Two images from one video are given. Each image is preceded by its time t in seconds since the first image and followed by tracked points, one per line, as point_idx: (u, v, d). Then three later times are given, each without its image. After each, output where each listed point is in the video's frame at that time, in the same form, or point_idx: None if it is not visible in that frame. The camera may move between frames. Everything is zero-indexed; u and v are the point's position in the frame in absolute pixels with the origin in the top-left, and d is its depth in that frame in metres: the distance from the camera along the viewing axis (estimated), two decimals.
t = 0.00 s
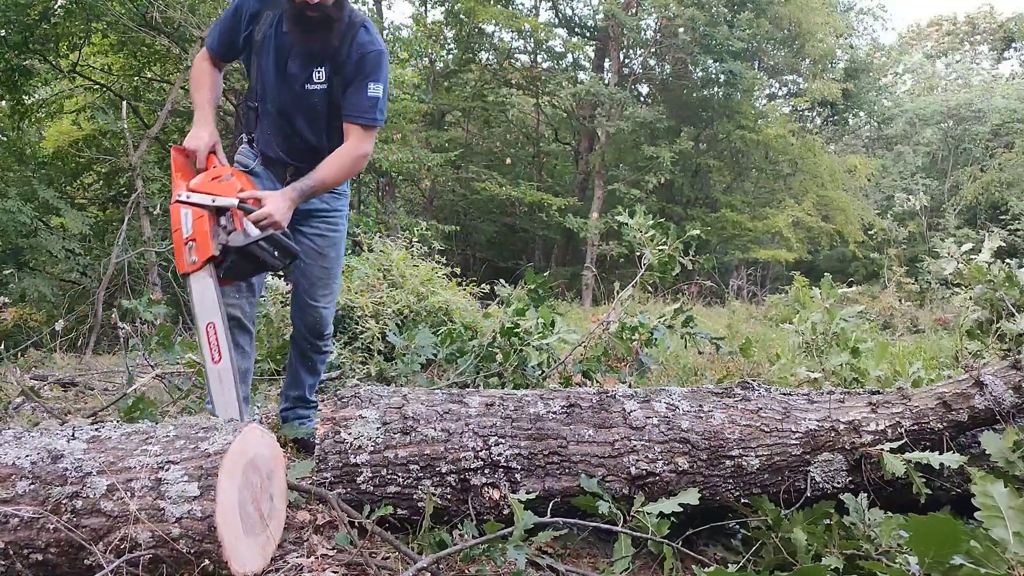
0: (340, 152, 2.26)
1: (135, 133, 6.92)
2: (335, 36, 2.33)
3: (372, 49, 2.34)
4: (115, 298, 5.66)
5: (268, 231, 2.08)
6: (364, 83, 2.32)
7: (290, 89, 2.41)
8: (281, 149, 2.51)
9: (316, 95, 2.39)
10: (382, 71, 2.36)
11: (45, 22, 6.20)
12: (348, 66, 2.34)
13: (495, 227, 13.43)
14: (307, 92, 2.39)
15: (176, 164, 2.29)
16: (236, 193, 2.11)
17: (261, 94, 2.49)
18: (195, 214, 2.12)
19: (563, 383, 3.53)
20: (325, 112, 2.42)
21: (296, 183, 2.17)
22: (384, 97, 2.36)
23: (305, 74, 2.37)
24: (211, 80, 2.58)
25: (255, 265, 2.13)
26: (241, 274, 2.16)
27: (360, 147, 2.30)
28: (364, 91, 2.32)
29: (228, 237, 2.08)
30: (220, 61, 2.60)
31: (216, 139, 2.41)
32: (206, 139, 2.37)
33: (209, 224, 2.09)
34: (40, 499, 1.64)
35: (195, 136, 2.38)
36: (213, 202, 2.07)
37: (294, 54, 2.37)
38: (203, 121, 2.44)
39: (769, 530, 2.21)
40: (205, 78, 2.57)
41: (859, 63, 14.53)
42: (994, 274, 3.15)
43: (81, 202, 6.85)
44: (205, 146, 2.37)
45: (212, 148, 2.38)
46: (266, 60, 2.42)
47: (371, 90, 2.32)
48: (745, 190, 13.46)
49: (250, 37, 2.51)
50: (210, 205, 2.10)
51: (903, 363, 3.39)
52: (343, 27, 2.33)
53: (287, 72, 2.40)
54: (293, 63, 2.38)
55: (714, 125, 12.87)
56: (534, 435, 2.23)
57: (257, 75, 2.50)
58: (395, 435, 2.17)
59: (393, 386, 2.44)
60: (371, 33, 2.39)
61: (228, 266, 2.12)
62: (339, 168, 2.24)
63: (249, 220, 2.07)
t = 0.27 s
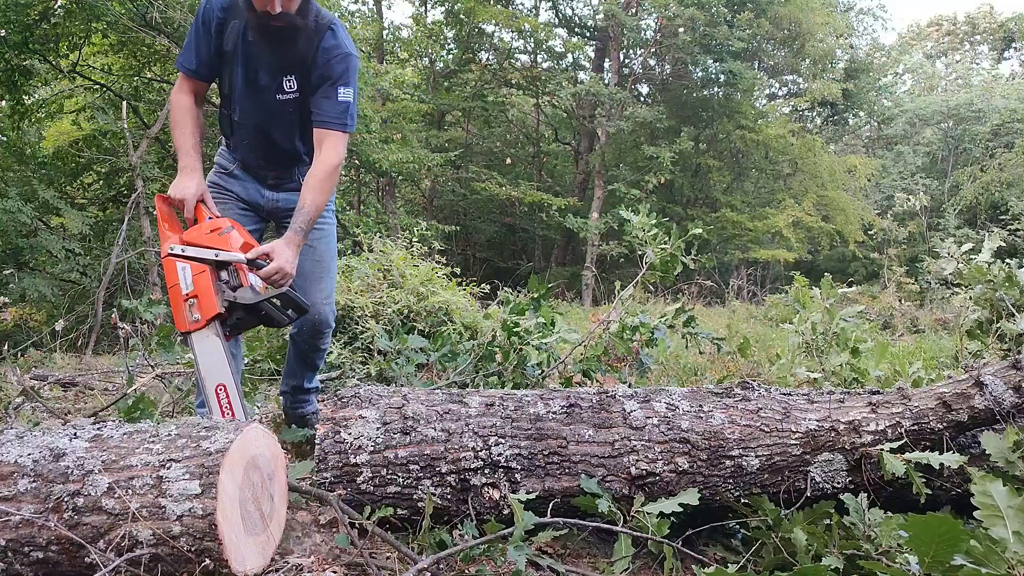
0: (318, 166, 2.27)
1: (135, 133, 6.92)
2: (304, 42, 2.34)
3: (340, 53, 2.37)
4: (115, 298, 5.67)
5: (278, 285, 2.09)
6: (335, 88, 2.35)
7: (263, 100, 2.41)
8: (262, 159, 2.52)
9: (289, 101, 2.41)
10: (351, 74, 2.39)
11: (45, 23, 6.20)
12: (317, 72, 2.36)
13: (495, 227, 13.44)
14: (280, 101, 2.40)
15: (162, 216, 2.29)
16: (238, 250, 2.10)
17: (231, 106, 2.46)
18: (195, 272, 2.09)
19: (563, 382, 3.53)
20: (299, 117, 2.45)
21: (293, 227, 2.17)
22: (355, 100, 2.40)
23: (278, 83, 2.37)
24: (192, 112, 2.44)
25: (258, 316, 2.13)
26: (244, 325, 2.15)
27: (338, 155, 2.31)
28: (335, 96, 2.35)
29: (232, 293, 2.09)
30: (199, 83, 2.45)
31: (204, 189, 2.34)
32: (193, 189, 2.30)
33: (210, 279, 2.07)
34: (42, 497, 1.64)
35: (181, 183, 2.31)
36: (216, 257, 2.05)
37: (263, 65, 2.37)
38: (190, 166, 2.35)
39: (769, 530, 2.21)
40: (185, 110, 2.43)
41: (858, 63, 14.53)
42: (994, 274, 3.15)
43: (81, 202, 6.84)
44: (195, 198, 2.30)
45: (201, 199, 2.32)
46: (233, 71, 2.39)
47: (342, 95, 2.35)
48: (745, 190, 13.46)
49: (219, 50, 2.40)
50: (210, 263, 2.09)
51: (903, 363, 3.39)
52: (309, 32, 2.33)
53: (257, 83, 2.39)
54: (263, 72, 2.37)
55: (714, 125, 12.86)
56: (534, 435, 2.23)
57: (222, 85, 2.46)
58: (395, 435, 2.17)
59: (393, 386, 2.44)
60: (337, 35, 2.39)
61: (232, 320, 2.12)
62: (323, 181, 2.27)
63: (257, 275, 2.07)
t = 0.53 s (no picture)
0: (316, 163, 2.28)
1: (135, 133, 6.91)
2: (284, 36, 2.31)
3: (321, 43, 2.32)
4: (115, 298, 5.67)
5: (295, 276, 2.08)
6: (318, 80, 2.31)
7: (249, 99, 2.40)
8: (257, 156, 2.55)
9: (274, 97, 2.40)
10: (335, 64, 2.34)
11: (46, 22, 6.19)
12: (301, 67, 2.32)
13: (495, 227, 13.44)
14: (266, 98, 2.40)
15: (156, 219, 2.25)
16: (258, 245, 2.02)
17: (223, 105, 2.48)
18: (212, 268, 1.95)
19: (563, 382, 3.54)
20: (286, 112, 2.44)
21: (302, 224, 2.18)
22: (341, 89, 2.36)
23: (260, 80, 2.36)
24: (177, 114, 2.47)
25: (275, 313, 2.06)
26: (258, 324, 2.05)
27: (330, 149, 2.30)
28: (319, 87, 2.31)
29: (252, 286, 1.98)
30: (184, 86, 2.46)
31: (196, 185, 2.29)
32: (186, 187, 2.26)
33: (227, 272, 1.95)
34: (42, 496, 1.64)
35: (174, 181, 2.27)
36: (230, 252, 1.95)
37: (246, 64, 2.35)
38: (180, 165, 2.34)
39: (769, 530, 2.21)
40: (170, 112, 2.45)
41: (859, 63, 14.53)
42: (994, 274, 3.14)
43: (81, 202, 6.84)
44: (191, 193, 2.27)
45: (196, 195, 2.29)
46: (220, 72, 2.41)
47: (326, 86, 2.32)
48: (745, 190, 13.47)
49: (201, 55, 2.42)
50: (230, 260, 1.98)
51: (902, 363, 3.39)
52: (287, 25, 2.29)
53: (241, 82, 2.38)
54: (245, 71, 2.36)
55: (714, 125, 12.85)
56: (534, 435, 2.23)
57: (213, 86, 2.48)
58: (395, 435, 2.17)
59: (394, 386, 2.45)
60: (316, 24, 2.34)
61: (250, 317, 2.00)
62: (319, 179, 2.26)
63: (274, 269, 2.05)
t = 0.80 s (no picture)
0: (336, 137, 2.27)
1: (135, 133, 6.91)
2: (303, 19, 2.24)
3: (342, 26, 2.28)
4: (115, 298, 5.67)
5: (290, 227, 2.02)
6: (343, 63, 2.27)
7: (262, 83, 2.30)
8: (266, 145, 2.45)
9: (290, 82, 2.29)
10: (356, 47, 2.30)
11: (45, 22, 6.21)
12: (321, 49, 2.26)
13: (495, 227, 13.45)
14: (281, 83, 2.29)
15: (174, 162, 2.23)
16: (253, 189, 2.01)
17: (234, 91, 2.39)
18: (209, 210, 1.99)
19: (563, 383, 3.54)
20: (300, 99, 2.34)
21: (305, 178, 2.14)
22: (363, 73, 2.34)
23: (275, 62, 2.26)
24: (198, 82, 2.48)
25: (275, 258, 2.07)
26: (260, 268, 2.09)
27: (353, 131, 2.30)
28: (344, 71, 2.27)
29: (245, 231, 1.99)
30: (201, 64, 2.48)
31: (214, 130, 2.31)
32: (203, 135, 2.27)
33: (222, 219, 1.97)
34: (42, 498, 1.64)
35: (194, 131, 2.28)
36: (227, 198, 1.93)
37: (260, 46, 2.26)
38: (195, 118, 2.33)
39: (769, 530, 2.21)
40: (191, 81, 2.47)
41: (859, 63, 14.53)
42: (994, 274, 3.13)
43: (81, 202, 6.84)
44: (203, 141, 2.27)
45: (211, 143, 2.29)
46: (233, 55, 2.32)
47: (351, 69, 2.28)
48: (745, 190, 13.47)
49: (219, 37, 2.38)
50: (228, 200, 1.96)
51: (902, 363, 3.39)
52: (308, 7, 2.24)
53: (255, 64, 2.28)
54: (260, 55, 2.26)
55: (714, 125, 12.86)
56: (534, 435, 2.23)
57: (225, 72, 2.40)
58: (395, 435, 2.17)
59: (394, 386, 2.45)
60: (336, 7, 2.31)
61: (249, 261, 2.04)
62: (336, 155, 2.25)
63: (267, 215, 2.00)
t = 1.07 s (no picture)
0: (313, 136, 2.22)
1: (135, 133, 6.91)
2: (299, 17, 2.25)
3: (336, 26, 2.23)
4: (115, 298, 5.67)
5: (238, 211, 2.13)
6: (330, 62, 2.22)
7: (256, 77, 2.34)
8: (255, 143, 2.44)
9: (278, 78, 2.31)
10: (347, 49, 2.24)
11: (45, 22, 6.25)
12: (309, 46, 2.23)
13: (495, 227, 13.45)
14: (271, 79, 2.32)
15: (167, 127, 2.32)
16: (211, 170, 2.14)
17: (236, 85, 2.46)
18: (171, 179, 2.12)
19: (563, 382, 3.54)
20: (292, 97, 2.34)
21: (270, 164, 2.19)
22: (354, 75, 2.25)
23: (267, 57, 2.29)
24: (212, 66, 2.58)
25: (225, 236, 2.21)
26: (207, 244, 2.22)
27: (335, 133, 2.23)
28: (330, 71, 2.21)
29: (197, 208, 2.12)
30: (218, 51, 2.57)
31: (206, 106, 2.44)
32: (195, 106, 2.41)
33: (184, 191, 2.10)
34: (38, 504, 1.63)
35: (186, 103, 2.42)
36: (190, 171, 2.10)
37: (258, 41, 2.32)
38: (194, 90, 2.47)
39: (769, 530, 2.21)
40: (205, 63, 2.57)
41: (859, 63, 14.53)
42: (994, 274, 3.13)
43: (81, 202, 6.84)
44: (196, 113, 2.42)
45: (202, 116, 2.43)
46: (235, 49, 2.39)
47: (337, 69, 2.21)
48: (745, 190, 13.46)
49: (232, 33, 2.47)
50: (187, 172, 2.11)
51: (902, 363, 3.38)
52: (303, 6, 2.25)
53: (251, 58, 2.33)
54: (254, 50, 2.32)
55: (714, 125, 12.85)
56: (534, 435, 2.23)
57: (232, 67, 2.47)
58: (395, 435, 2.17)
59: (394, 387, 2.45)
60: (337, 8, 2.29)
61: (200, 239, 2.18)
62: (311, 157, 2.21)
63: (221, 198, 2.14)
